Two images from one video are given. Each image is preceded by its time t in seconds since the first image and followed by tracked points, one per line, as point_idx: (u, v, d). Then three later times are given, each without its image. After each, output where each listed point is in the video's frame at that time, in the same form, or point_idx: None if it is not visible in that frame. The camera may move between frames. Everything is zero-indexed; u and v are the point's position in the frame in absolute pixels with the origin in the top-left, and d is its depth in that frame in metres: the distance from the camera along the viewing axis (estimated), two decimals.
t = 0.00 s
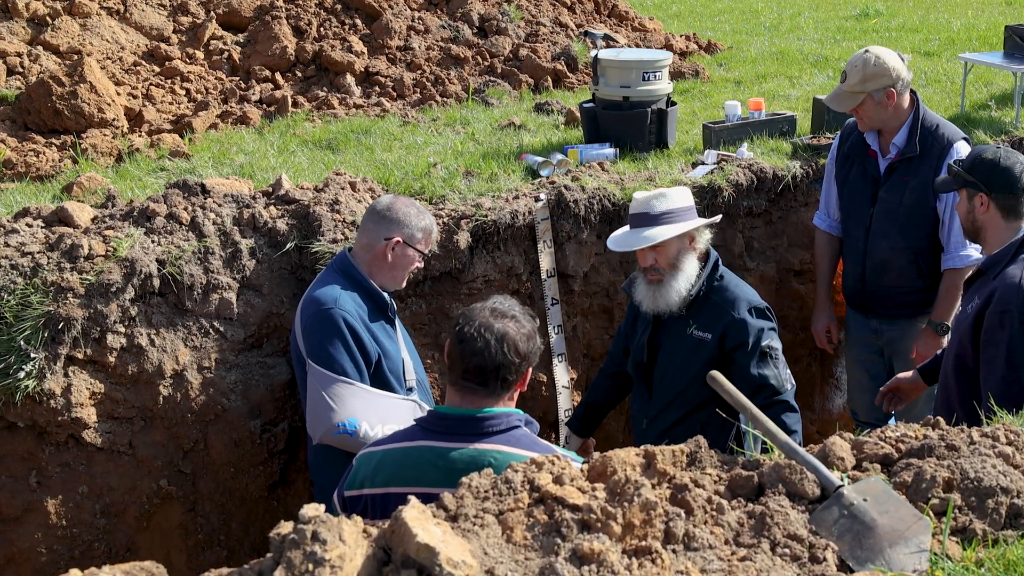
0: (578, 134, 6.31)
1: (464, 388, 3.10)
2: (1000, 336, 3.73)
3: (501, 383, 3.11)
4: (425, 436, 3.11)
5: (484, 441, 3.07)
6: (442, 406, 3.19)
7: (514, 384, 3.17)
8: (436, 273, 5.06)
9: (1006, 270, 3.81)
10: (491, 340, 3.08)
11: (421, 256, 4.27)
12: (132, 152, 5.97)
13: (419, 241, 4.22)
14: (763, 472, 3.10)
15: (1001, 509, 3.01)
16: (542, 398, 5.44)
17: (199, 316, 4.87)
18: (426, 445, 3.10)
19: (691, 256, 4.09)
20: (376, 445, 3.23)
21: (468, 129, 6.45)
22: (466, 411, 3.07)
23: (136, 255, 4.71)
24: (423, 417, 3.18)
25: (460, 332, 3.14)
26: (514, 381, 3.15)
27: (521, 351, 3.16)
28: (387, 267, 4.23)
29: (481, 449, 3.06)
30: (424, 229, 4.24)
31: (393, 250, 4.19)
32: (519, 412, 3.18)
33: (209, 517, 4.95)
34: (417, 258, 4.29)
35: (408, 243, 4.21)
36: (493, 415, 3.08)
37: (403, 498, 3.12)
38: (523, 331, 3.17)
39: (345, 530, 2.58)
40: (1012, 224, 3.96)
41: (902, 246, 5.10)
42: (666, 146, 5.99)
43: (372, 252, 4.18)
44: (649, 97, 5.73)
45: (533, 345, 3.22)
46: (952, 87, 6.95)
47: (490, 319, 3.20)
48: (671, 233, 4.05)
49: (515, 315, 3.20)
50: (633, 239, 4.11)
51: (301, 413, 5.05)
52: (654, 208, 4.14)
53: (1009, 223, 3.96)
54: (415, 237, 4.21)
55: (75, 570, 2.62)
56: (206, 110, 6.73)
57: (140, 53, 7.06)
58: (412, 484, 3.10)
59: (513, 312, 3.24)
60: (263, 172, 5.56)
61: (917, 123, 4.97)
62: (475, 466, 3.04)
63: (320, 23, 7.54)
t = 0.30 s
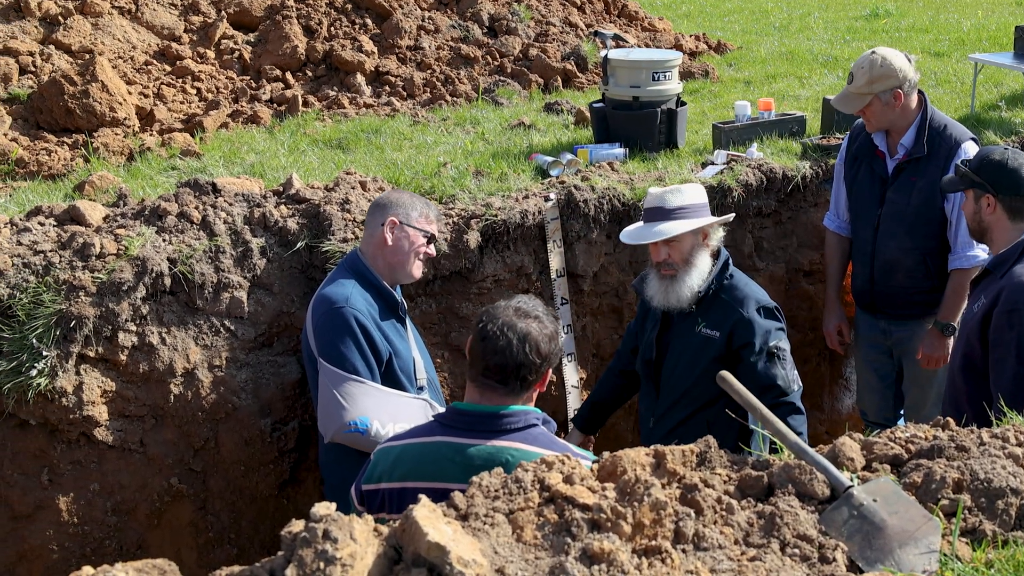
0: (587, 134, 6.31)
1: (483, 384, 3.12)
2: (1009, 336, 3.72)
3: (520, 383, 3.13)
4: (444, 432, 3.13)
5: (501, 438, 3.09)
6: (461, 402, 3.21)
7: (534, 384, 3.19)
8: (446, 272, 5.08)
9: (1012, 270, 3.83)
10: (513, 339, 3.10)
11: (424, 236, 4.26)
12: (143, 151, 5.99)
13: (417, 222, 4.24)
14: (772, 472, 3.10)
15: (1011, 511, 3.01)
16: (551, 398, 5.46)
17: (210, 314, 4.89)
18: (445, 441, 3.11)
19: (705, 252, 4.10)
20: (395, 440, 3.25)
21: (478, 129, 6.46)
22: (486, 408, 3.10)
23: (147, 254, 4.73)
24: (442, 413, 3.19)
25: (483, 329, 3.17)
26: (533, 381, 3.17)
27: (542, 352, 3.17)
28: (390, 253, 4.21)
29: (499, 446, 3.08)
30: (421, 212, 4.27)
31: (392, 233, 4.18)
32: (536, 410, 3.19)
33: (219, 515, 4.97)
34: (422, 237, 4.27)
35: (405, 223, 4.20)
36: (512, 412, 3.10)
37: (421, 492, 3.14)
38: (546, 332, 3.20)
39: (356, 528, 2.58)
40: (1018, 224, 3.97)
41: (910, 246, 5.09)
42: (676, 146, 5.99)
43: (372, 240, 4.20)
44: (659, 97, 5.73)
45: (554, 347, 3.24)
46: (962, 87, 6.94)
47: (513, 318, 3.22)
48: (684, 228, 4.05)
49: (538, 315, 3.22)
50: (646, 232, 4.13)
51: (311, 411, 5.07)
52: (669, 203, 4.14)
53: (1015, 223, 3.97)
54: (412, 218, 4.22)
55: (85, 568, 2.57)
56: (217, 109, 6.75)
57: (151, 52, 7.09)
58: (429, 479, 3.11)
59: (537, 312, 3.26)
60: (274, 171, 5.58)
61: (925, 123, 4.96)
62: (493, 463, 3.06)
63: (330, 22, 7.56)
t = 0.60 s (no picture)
0: (597, 133, 6.32)
1: (494, 381, 3.14)
2: (1012, 335, 3.71)
3: (531, 382, 3.14)
4: (454, 429, 3.14)
5: (511, 436, 3.09)
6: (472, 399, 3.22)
7: (545, 383, 3.21)
8: (456, 271, 5.09)
9: (1017, 270, 3.83)
10: (524, 338, 3.12)
11: (433, 231, 4.27)
12: (154, 150, 6.01)
13: (425, 218, 4.25)
14: (782, 471, 3.11)
15: (1021, 511, 3.01)
16: (560, 397, 5.47)
17: (220, 313, 4.91)
18: (454, 437, 3.12)
19: (713, 254, 4.12)
20: (406, 436, 3.26)
21: (488, 128, 6.47)
22: (497, 405, 3.11)
23: (158, 252, 4.75)
24: (452, 410, 3.20)
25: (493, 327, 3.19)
26: (544, 380, 3.18)
27: (553, 351, 3.19)
28: (399, 250, 4.21)
29: (508, 443, 3.08)
30: (429, 208, 4.29)
31: (401, 230, 4.19)
32: (547, 409, 3.20)
33: (229, 512, 4.99)
34: (432, 232, 4.28)
35: (414, 220, 4.23)
36: (521, 410, 3.11)
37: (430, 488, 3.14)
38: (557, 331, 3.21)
39: (366, 525, 2.58)
40: None
41: (918, 245, 5.08)
42: (685, 146, 6.00)
43: (382, 238, 4.22)
44: (669, 97, 5.74)
45: (565, 345, 3.25)
46: (971, 87, 6.93)
47: (524, 316, 3.24)
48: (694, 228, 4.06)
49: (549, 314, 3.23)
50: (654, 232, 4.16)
51: (320, 409, 5.09)
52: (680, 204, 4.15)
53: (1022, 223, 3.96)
54: (420, 214, 4.25)
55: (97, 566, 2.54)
56: (228, 108, 6.77)
57: (162, 51, 7.12)
58: (438, 475, 3.12)
59: (547, 310, 3.27)
60: (284, 170, 5.59)
61: (935, 122, 4.95)
62: (502, 460, 3.06)
63: (341, 22, 7.58)
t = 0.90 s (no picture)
0: (605, 133, 6.33)
1: (500, 381, 3.14)
2: (1019, 335, 3.71)
3: (537, 381, 3.14)
4: (460, 427, 3.16)
5: (517, 433, 3.10)
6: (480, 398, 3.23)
7: (551, 384, 3.21)
8: (464, 270, 5.11)
9: None
10: (527, 340, 3.11)
11: (441, 231, 4.27)
12: (164, 148, 6.04)
13: (434, 218, 4.25)
14: (790, 471, 3.11)
15: None
16: (568, 396, 5.48)
17: (229, 311, 4.93)
18: (461, 434, 3.14)
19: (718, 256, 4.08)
20: (413, 433, 3.29)
21: (496, 127, 6.49)
22: (503, 403, 3.12)
23: (167, 250, 4.76)
24: (460, 408, 3.22)
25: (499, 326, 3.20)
26: (550, 381, 3.18)
27: (558, 353, 3.17)
28: (410, 248, 4.22)
29: (514, 441, 3.09)
30: (438, 208, 4.29)
31: (410, 229, 4.19)
32: (553, 407, 3.21)
33: (238, 511, 5.01)
34: (441, 232, 4.29)
35: (423, 219, 4.23)
36: (528, 407, 3.12)
37: (436, 485, 3.16)
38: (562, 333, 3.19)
39: (375, 524, 2.59)
40: None
41: (927, 242, 5.08)
42: (693, 146, 6.00)
43: (392, 237, 4.22)
44: (677, 97, 5.74)
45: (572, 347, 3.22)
46: (980, 88, 6.92)
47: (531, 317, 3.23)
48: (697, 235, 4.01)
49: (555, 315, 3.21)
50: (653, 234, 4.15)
51: (329, 408, 5.10)
52: (687, 209, 4.09)
53: None
54: (429, 213, 4.25)
55: (108, 561, 2.56)
56: (237, 107, 6.80)
57: (172, 50, 7.15)
58: (443, 472, 3.14)
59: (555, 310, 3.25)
60: (293, 169, 5.61)
61: (943, 120, 4.95)
62: (507, 457, 3.07)
63: (350, 21, 7.60)
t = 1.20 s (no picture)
0: (614, 133, 6.34)
1: (519, 373, 3.19)
2: None
3: (556, 373, 3.19)
4: (472, 418, 3.18)
5: (527, 427, 3.12)
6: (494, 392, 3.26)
7: (568, 377, 3.27)
8: (473, 270, 5.13)
9: None
10: (550, 330, 3.18)
11: (453, 234, 4.30)
12: (174, 148, 6.06)
13: (445, 220, 4.28)
14: (797, 472, 3.12)
15: None
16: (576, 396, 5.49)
17: (238, 311, 4.96)
18: (472, 425, 3.16)
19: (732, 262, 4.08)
20: (427, 424, 3.31)
21: (505, 128, 6.50)
22: (515, 396, 3.14)
23: (177, 250, 4.79)
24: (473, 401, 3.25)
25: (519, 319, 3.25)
26: (566, 374, 3.24)
27: (577, 345, 3.25)
28: (421, 250, 4.25)
29: (524, 434, 3.11)
30: (450, 210, 4.32)
31: (422, 231, 4.22)
32: (563, 406, 3.23)
33: (247, 509, 5.04)
34: (452, 234, 4.31)
35: (435, 221, 4.26)
36: (539, 403, 3.15)
37: (445, 475, 3.17)
38: (580, 328, 3.27)
39: (384, 523, 2.61)
40: None
41: (942, 241, 5.07)
42: (702, 146, 6.01)
43: (403, 238, 4.23)
44: (686, 97, 5.75)
45: (589, 341, 3.31)
46: (989, 88, 6.91)
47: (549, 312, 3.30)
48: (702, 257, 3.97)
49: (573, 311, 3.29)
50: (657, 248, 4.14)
51: (337, 407, 5.13)
52: (692, 228, 4.02)
53: None
54: (441, 215, 4.27)
55: (120, 560, 2.58)
56: (247, 106, 6.82)
57: (182, 50, 7.18)
58: (452, 462, 3.15)
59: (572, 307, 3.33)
60: (302, 169, 5.63)
61: (957, 120, 4.96)
62: (517, 450, 3.09)
63: (359, 21, 7.62)
